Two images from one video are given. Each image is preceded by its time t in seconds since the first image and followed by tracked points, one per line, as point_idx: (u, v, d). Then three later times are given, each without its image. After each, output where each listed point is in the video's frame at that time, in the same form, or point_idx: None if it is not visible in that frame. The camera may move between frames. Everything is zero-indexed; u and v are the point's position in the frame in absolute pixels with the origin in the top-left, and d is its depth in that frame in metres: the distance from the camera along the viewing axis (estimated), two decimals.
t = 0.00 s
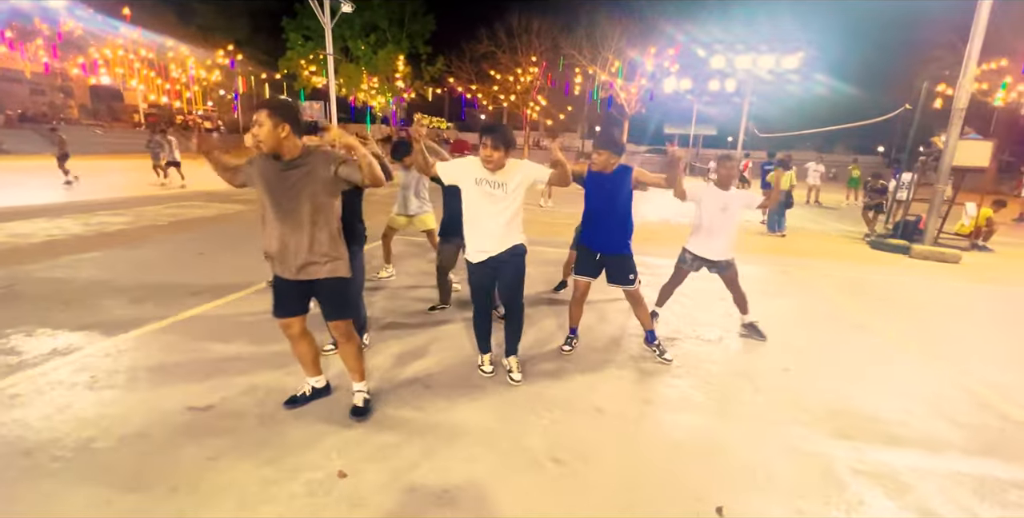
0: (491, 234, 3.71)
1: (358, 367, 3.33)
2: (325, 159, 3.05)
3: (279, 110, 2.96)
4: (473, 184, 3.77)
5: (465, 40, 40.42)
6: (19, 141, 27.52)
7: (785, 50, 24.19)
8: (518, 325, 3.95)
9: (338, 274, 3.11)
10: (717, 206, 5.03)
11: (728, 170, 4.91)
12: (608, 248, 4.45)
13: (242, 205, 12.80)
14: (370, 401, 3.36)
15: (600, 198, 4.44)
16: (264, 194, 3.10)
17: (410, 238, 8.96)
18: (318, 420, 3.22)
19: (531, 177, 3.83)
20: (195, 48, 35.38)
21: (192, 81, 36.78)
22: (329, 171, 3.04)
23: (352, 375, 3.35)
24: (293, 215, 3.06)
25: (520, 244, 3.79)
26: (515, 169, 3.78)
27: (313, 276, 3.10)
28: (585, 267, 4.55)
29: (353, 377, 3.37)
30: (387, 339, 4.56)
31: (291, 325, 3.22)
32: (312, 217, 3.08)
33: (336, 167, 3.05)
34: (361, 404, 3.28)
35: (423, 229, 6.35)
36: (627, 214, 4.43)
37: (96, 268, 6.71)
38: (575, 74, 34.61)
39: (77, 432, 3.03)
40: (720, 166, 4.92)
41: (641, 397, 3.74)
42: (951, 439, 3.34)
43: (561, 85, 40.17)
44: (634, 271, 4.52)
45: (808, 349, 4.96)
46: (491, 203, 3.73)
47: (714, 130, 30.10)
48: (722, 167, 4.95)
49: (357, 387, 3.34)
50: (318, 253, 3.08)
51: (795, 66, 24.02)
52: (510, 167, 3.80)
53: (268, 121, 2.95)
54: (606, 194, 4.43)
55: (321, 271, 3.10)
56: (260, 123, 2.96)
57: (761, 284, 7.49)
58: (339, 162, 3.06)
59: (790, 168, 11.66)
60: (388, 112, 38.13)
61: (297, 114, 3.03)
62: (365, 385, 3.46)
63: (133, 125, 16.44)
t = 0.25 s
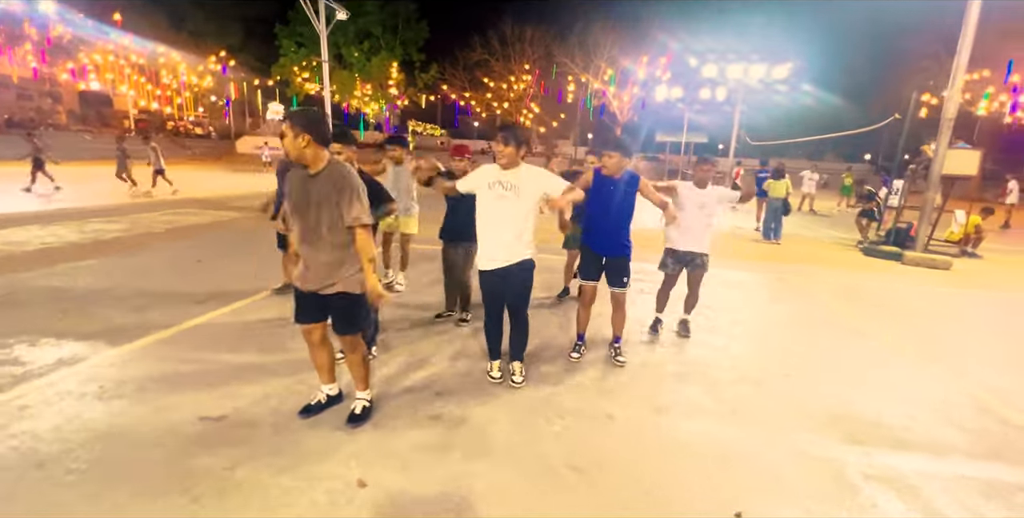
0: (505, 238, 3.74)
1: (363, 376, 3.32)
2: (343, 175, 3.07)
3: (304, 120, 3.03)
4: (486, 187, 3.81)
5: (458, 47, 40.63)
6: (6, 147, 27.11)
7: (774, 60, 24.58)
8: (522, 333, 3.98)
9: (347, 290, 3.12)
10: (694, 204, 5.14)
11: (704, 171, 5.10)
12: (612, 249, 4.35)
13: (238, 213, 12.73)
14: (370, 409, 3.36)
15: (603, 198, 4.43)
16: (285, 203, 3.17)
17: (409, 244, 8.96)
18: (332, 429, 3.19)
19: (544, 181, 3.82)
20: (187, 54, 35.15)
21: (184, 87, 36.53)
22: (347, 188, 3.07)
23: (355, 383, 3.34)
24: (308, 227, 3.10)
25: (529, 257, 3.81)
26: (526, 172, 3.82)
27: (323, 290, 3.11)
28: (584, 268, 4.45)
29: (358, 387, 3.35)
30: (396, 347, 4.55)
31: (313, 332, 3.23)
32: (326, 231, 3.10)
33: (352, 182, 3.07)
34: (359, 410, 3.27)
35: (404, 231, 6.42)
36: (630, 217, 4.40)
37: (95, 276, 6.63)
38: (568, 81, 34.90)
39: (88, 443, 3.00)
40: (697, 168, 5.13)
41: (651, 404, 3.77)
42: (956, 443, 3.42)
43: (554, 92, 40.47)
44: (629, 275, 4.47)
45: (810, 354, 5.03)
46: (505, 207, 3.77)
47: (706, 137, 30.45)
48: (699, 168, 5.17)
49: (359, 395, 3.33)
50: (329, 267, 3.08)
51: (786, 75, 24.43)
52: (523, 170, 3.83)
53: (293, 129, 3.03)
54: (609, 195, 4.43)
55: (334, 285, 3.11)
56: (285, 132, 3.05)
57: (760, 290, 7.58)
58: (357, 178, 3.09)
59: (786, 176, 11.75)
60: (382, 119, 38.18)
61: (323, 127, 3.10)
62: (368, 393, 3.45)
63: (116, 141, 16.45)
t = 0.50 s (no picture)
0: (517, 254, 3.82)
1: (376, 390, 3.34)
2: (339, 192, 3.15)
3: (300, 144, 3.21)
4: (492, 212, 3.94)
5: (456, 63, 41.22)
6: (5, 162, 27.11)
7: (767, 75, 25.14)
8: (532, 348, 4.01)
9: (349, 305, 3.15)
10: (683, 220, 5.21)
11: (688, 185, 5.16)
12: (618, 262, 4.43)
13: (239, 227, 12.76)
14: (383, 423, 3.38)
15: (608, 213, 4.50)
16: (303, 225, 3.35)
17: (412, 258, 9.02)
18: (347, 443, 3.22)
19: (541, 191, 3.84)
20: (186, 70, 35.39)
21: (183, 102, 36.71)
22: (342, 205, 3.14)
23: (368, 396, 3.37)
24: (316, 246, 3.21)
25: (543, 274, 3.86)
26: (523, 186, 3.87)
27: (330, 306, 3.17)
28: (592, 281, 4.53)
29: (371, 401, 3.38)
30: (405, 360, 4.58)
31: (328, 344, 3.29)
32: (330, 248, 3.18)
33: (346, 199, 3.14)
34: (373, 424, 3.29)
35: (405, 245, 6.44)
36: (635, 230, 4.43)
37: (98, 292, 6.62)
38: (564, 97, 35.40)
39: (102, 459, 3.00)
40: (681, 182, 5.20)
41: (660, 416, 3.81)
42: (960, 453, 3.48)
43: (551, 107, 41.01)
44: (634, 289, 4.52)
45: (813, 366, 5.09)
46: (511, 224, 3.85)
47: (700, 152, 30.88)
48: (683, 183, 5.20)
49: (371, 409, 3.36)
50: (332, 283, 3.14)
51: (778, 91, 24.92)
52: (521, 185, 3.89)
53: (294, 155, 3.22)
54: (613, 210, 4.49)
55: (339, 300, 3.16)
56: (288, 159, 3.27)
57: (761, 303, 7.67)
58: (351, 196, 3.15)
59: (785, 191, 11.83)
60: (380, 133, 38.52)
61: (321, 148, 3.25)
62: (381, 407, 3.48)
63: (91, 167, 16.57)
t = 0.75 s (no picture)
0: (528, 260, 3.96)
1: (389, 392, 3.47)
2: (371, 201, 3.32)
3: (339, 153, 3.31)
4: (497, 229, 4.08)
5: (452, 74, 41.68)
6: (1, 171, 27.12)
7: (759, 86, 25.53)
8: (536, 352, 4.15)
9: (382, 310, 3.30)
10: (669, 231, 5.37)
11: (669, 202, 5.30)
12: (620, 270, 4.57)
13: (240, 237, 12.86)
14: (394, 424, 3.49)
15: (603, 226, 4.65)
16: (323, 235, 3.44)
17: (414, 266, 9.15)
18: (360, 444, 3.33)
19: (542, 199, 4.06)
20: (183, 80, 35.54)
21: (179, 112, 36.77)
22: (375, 213, 3.30)
23: (380, 398, 3.48)
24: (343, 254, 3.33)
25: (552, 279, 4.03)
26: (525, 196, 4.07)
27: (360, 312, 3.28)
28: (600, 292, 4.69)
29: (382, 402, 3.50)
30: (412, 365, 4.71)
31: (344, 349, 3.44)
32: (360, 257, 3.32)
33: (380, 208, 3.30)
34: (384, 425, 3.41)
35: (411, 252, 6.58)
36: (632, 239, 4.58)
37: (106, 300, 6.71)
38: (560, 107, 35.79)
39: (125, 460, 3.11)
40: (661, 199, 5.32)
41: (662, 418, 3.94)
42: (951, 450, 3.63)
43: (547, 117, 41.44)
44: (640, 295, 4.67)
45: (808, 370, 5.25)
46: (518, 234, 4.01)
47: (694, 160, 31.26)
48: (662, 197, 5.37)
49: (382, 411, 3.47)
50: (363, 290, 3.27)
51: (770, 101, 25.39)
52: (522, 196, 4.09)
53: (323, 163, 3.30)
54: (604, 224, 4.65)
55: (368, 306, 3.29)
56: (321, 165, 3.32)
57: (757, 309, 7.84)
58: (385, 204, 3.32)
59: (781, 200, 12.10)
60: (376, 143, 38.70)
61: (354, 159, 3.38)
62: (392, 409, 3.59)
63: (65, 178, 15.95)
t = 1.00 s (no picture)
0: (529, 259, 4.03)
1: (399, 381, 3.61)
2: (417, 208, 3.57)
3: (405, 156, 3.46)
4: (510, 219, 4.05)
5: (449, 73, 41.77)
6: None
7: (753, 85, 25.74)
8: (538, 345, 4.30)
9: (396, 307, 3.55)
10: (675, 225, 5.43)
11: (677, 193, 5.39)
12: (618, 262, 4.71)
13: (240, 236, 12.93)
14: (403, 413, 3.64)
15: (612, 219, 4.78)
16: (352, 220, 3.52)
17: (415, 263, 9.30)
18: (372, 432, 3.47)
19: (560, 203, 4.16)
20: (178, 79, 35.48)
21: (175, 111, 36.69)
22: (418, 220, 3.56)
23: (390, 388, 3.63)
24: (371, 245, 3.48)
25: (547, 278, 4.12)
26: (545, 196, 4.12)
27: (375, 305, 3.48)
28: (596, 286, 4.78)
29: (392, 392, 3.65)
30: (419, 358, 4.85)
31: (354, 341, 3.59)
32: (388, 253, 3.52)
33: (425, 216, 3.57)
34: (395, 414, 3.56)
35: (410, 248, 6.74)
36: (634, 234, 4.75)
37: (113, 298, 6.82)
38: (556, 106, 35.95)
39: (146, 447, 3.22)
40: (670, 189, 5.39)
41: (659, 406, 4.11)
42: (933, 435, 3.81)
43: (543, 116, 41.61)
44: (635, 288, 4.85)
45: (800, 361, 5.43)
46: (528, 232, 4.04)
47: (689, 159, 31.49)
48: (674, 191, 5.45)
49: (393, 400, 3.62)
50: (382, 285, 3.48)
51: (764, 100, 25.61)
52: (541, 195, 4.13)
53: (384, 159, 3.40)
54: (613, 218, 4.77)
55: (382, 300, 3.49)
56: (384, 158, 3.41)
57: (752, 305, 8.02)
58: (428, 216, 3.59)
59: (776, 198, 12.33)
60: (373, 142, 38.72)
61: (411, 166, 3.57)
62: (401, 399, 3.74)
63: (33, 175, 15.30)
